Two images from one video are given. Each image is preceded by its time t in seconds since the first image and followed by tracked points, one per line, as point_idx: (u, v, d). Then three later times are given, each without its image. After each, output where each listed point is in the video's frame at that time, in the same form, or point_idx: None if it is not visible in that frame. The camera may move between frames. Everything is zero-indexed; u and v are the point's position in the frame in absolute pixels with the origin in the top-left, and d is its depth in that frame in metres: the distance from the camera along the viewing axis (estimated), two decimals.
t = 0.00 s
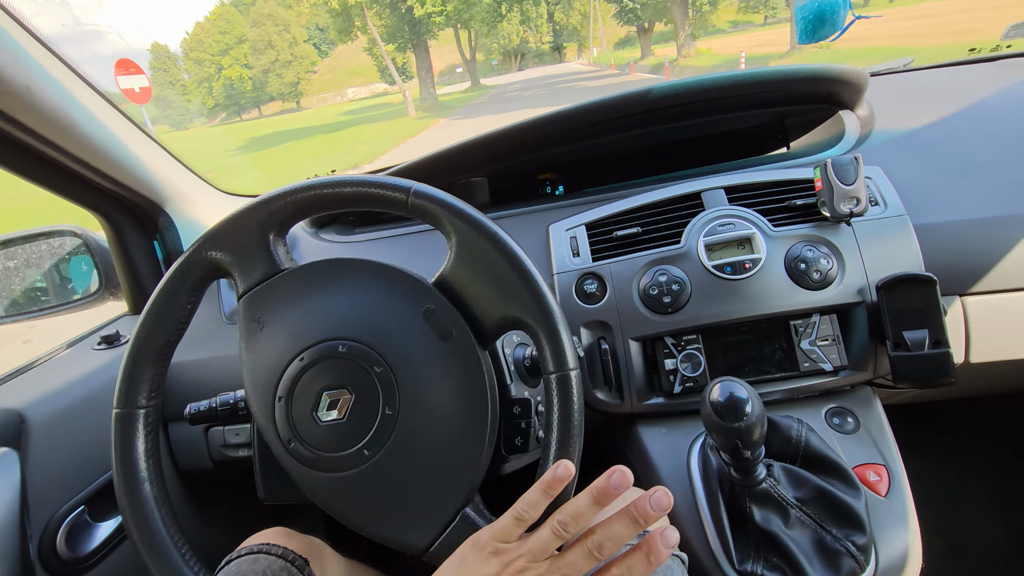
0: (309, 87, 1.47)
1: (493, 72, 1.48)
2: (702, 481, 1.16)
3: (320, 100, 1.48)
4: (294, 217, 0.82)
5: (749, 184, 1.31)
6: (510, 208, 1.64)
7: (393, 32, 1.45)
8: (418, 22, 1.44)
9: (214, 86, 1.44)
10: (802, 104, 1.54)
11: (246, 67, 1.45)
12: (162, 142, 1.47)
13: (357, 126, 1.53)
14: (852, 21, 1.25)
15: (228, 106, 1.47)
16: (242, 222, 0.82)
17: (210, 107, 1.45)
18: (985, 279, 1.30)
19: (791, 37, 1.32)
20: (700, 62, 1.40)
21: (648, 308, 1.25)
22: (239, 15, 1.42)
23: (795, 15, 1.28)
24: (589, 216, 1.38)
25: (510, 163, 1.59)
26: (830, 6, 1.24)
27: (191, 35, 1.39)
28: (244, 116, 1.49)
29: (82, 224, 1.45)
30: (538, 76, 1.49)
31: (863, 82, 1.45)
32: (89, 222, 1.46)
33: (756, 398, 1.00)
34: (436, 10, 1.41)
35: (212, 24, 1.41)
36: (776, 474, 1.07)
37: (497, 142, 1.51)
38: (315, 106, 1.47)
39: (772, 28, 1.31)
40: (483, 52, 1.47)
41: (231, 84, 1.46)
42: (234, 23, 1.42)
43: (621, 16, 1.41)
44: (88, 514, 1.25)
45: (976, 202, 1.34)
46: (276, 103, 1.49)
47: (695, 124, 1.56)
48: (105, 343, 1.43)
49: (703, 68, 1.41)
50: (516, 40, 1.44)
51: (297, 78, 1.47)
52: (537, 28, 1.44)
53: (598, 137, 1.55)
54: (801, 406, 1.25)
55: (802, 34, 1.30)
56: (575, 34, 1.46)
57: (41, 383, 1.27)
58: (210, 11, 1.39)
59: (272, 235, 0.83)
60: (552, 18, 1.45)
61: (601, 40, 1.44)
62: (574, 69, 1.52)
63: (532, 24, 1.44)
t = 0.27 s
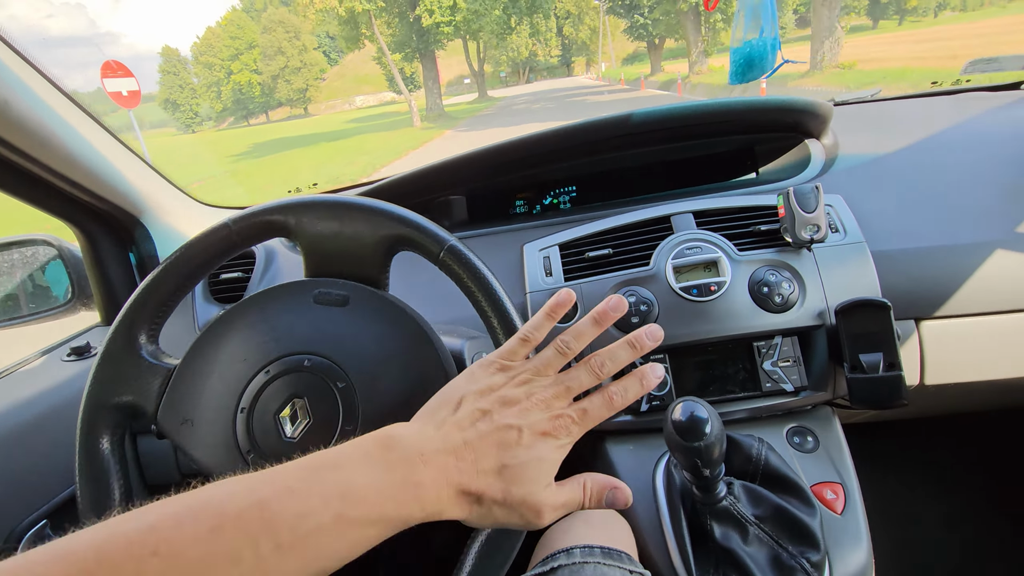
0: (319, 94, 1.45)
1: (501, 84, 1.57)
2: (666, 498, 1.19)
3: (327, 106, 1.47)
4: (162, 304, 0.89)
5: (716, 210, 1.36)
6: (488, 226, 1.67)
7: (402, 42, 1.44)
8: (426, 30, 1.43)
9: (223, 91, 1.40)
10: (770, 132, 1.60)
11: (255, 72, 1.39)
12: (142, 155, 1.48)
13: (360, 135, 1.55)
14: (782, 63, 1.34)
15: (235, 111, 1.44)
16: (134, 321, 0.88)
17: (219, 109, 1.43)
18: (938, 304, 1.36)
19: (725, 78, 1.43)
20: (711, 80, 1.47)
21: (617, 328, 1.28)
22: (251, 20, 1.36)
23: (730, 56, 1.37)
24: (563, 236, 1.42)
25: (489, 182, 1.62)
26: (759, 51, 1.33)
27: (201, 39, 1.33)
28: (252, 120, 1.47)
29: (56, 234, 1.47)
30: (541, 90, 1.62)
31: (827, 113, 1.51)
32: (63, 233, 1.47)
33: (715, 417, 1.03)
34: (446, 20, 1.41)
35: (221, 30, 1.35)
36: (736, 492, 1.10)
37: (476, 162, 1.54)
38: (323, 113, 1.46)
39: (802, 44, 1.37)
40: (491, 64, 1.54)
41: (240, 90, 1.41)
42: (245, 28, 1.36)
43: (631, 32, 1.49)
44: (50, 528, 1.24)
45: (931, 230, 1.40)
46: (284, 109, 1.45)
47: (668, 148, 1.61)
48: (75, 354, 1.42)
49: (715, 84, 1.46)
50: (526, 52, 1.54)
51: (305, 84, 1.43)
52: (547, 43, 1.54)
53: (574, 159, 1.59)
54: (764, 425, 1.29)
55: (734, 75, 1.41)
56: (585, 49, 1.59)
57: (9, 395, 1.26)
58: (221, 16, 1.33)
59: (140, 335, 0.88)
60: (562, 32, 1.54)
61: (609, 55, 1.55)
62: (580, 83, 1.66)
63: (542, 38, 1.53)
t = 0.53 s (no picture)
0: (351, 94, 1.53)
1: (531, 88, 1.58)
2: (616, 488, 1.23)
3: (359, 106, 1.55)
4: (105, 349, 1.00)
5: (675, 214, 1.42)
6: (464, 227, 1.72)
7: (433, 43, 1.53)
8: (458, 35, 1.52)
9: (258, 87, 1.51)
10: (736, 141, 1.65)
11: (288, 71, 1.49)
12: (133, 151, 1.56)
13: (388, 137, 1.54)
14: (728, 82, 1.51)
15: (269, 107, 1.55)
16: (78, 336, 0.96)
17: (253, 107, 1.55)
18: (888, 310, 1.42)
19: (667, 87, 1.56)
20: (755, 88, 1.52)
21: (575, 324, 1.34)
22: (288, 20, 1.47)
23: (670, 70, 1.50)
24: (529, 236, 1.48)
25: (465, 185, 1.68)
26: (700, 66, 1.47)
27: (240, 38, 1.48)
28: (286, 117, 1.56)
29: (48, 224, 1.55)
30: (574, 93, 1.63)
31: (789, 124, 1.57)
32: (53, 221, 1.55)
33: (657, 409, 1.08)
34: (478, 19, 1.47)
35: (263, 29, 1.48)
36: (679, 482, 1.15)
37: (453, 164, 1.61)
38: (354, 112, 1.54)
39: (845, 54, 1.47)
40: (521, 68, 1.56)
41: (274, 86, 1.51)
42: (281, 28, 1.48)
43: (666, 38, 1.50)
44: (26, 504, 1.26)
45: (883, 238, 1.46)
46: (316, 108, 1.54)
47: (636, 156, 1.67)
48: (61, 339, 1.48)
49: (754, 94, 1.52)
50: (556, 56, 1.58)
51: (338, 83, 1.52)
52: (579, 47, 1.59)
53: (546, 164, 1.66)
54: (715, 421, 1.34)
55: (675, 86, 1.53)
56: (616, 55, 1.61)
57: None
58: (261, 18, 1.47)
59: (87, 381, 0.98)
60: (594, 37, 1.60)
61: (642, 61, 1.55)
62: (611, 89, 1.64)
63: (573, 43, 1.59)
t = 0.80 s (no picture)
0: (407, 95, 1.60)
1: (586, 90, 1.62)
2: (621, 483, 1.30)
3: (415, 106, 1.62)
4: (141, 408, 1.02)
5: (685, 226, 1.49)
6: (485, 232, 1.81)
7: (489, 44, 1.61)
8: (514, 36, 1.58)
9: (320, 87, 1.57)
10: (748, 155, 1.72)
11: (349, 72, 1.54)
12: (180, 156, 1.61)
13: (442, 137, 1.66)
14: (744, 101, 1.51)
15: (330, 107, 1.59)
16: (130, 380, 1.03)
17: (315, 106, 1.59)
18: (891, 321, 1.47)
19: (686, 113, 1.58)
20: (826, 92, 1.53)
21: (587, 328, 1.42)
22: (350, 22, 1.52)
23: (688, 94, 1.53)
24: (546, 244, 1.57)
25: (487, 194, 1.78)
26: (716, 88, 1.49)
27: (304, 39, 1.54)
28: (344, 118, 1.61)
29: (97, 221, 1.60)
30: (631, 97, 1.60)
31: (799, 141, 1.63)
32: (103, 219, 1.60)
33: (661, 409, 1.13)
34: (535, 19, 1.53)
35: (323, 33, 1.52)
36: (682, 479, 1.21)
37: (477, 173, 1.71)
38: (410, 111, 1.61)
39: (928, 57, 1.43)
40: (577, 69, 1.60)
41: (335, 87, 1.56)
42: (344, 29, 1.52)
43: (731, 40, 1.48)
44: (84, 477, 1.37)
45: (889, 252, 1.51)
46: (375, 107, 1.59)
47: (650, 168, 1.75)
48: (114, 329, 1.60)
49: (828, 97, 1.53)
50: (614, 58, 1.57)
51: (395, 84, 1.59)
52: (637, 49, 1.56)
53: (565, 174, 1.74)
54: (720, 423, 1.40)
55: (693, 109, 1.54)
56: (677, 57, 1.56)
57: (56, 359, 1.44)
58: (326, 19, 1.52)
59: (137, 436, 1.01)
60: (654, 39, 1.56)
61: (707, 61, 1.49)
62: (669, 91, 1.59)
63: (631, 44, 1.56)
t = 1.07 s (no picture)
0: (467, 93, 1.87)
1: (651, 88, 1.74)
2: (647, 483, 1.34)
3: (477, 104, 1.89)
4: (216, 488, 1.03)
5: (714, 232, 1.52)
6: (517, 235, 1.86)
7: (554, 42, 1.76)
8: (581, 32, 1.72)
9: (386, 85, 1.89)
10: (778, 164, 1.74)
11: (416, 70, 1.83)
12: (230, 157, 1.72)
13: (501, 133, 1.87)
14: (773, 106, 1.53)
15: (394, 104, 1.90)
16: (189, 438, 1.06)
17: (382, 104, 1.91)
18: (921, 331, 1.48)
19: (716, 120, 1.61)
20: (925, 88, 1.50)
21: (616, 330, 1.46)
22: (418, 22, 1.81)
23: (721, 102, 1.55)
24: (577, 248, 1.61)
25: (520, 199, 1.84)
26: (744, 97, 1.52)
27: (373, 40, 1.90)
28: (408, 113, 1.89)
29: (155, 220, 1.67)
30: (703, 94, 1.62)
31: (831, 149, 1.64)
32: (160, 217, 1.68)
33: (687, 410, 1.17)
34: (604, 18, 1.65)
35: (392, 35, 1.85)
36: (706, 480, 1.24)
37: (511, 178, 1.77)
38: (470, 109, 1.89)
39: None
40: (642, 67, 1.72)
41: (401, 84, 1.86)
42: (411, 30, 1.82)
43: (812, 34, 1.56)
44: (141, 459, 1.47)
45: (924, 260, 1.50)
46: (437, 104, 1.88)
47: (680, 174, 1.78)
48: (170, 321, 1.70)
49: (928, 96, 1.50)
50: (681, 55, 1.67)
51: (459, 82, 1.86)
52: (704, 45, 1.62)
53: (596, 180, 1.79)
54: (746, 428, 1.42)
55: (723, 118, 1.58)
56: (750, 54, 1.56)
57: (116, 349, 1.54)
58: (396, 19, 1.85)
59: (231, 498, 1.03)
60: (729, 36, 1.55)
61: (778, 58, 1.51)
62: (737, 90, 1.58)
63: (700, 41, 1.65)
